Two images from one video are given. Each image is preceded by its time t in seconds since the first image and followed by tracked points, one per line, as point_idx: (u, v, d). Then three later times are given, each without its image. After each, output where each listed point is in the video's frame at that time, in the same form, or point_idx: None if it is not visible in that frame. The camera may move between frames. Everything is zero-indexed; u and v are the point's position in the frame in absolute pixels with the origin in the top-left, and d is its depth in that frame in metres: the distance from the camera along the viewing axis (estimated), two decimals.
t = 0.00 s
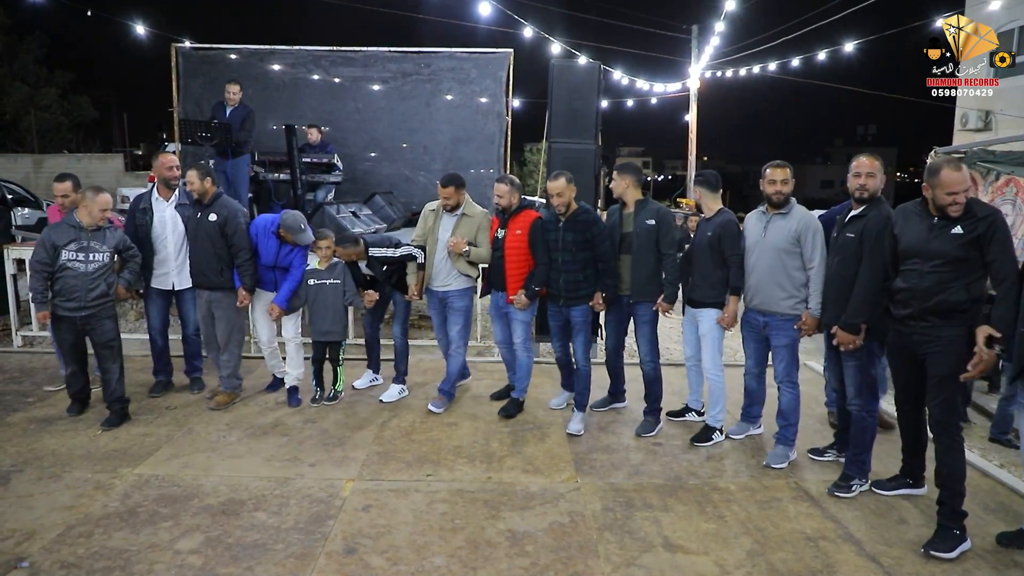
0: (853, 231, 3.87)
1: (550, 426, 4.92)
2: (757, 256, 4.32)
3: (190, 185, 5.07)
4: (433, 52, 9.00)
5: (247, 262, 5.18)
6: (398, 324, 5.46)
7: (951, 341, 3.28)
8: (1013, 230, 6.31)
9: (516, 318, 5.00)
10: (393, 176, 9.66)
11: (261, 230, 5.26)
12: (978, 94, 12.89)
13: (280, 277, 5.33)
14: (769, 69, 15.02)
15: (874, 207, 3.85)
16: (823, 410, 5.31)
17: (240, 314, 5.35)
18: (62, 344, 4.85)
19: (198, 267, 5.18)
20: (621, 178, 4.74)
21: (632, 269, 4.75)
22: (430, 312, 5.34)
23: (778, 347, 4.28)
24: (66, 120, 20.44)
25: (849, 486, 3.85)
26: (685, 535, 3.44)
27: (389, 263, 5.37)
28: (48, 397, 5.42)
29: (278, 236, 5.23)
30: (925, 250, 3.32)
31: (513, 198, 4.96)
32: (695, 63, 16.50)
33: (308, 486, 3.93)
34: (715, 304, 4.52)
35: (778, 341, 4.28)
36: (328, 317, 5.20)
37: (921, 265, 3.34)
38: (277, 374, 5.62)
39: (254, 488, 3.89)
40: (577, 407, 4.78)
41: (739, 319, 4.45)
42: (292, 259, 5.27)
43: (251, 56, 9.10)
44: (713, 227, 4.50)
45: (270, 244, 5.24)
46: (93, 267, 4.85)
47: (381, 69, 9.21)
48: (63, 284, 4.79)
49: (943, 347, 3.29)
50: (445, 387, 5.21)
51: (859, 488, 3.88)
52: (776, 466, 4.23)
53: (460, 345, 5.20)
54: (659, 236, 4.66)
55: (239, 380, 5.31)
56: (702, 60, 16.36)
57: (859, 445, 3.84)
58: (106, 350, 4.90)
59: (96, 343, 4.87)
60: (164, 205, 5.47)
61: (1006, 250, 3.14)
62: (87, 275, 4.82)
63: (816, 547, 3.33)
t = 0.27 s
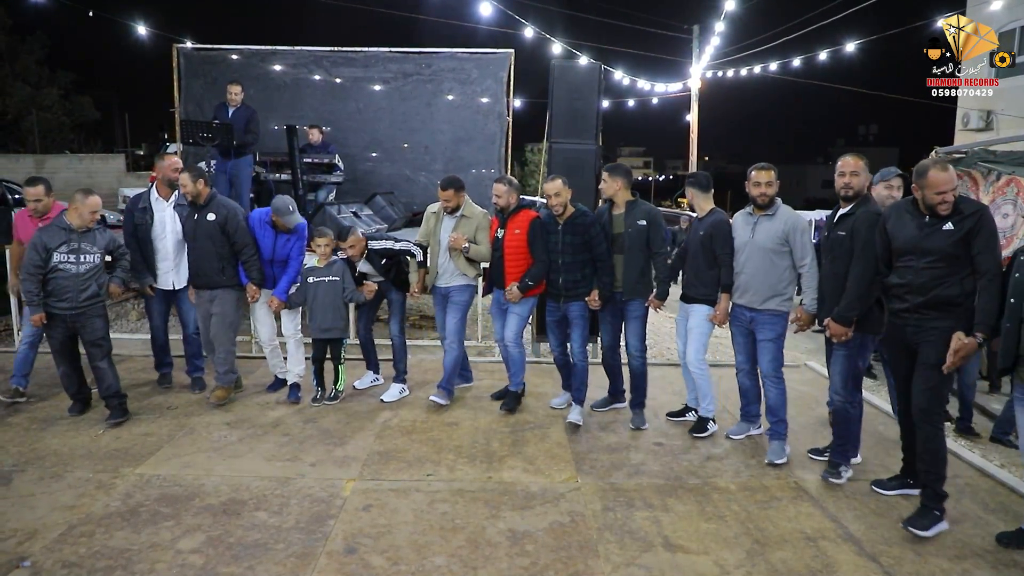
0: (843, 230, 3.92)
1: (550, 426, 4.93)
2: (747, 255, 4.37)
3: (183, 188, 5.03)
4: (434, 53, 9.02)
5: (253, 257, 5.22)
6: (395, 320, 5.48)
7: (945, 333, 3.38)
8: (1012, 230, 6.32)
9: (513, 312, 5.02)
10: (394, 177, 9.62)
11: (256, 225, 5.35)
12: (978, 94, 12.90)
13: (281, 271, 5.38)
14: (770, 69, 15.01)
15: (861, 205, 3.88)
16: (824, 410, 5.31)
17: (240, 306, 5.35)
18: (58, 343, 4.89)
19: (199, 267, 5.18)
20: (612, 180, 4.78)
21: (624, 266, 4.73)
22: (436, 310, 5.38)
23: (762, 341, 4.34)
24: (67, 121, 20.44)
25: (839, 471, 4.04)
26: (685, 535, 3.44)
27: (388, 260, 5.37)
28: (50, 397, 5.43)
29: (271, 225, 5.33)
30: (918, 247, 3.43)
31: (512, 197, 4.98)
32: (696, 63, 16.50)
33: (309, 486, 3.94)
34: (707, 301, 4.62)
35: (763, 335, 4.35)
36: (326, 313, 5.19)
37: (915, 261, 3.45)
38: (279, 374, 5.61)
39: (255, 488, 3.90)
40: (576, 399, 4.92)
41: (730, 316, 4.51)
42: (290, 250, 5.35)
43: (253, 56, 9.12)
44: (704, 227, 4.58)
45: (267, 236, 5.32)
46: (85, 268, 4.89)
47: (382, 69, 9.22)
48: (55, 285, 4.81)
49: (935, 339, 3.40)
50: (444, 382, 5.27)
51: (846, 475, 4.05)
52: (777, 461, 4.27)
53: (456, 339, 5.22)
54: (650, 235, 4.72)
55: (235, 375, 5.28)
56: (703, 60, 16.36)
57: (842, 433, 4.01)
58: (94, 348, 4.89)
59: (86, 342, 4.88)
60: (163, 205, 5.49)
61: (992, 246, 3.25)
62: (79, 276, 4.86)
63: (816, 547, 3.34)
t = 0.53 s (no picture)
0: (837, 229, 3.91)
1: (550, 425, 4.93)
2: (740, 252, 4.42)
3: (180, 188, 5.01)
4: (434, 52, 9.01)
5: (252, 255, 5.22)
6: (392, 317, 5.47)
7: (941, 329, 3.44)
8: (1012, 230, 6.32)
9: (512, 312, 5.04)
10: (395, 177, 9.65)
11: (254, 220, 5.38)
12: (978, 94, 12.91)
13: (282, 265, 5.39)
14: (770, 70, 15.02)
15: (855, 205, 3.86)
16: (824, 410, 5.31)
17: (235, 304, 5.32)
18: (55, 339, 4.93)
19: (193, 266, 5.15)
20: (608, 178, 4.77)
21: (621, 264, 4.75)
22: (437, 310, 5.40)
23: (755, 339, 4.39)
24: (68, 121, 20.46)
25: (821, 462, 4.15)
26: (684, 534, 3.44)
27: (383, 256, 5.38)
28: (50, 397, 5.43)
29: (269, 219, 5.37)
30: (915, 245, 3.47)
31: (511, 194, 5.01)
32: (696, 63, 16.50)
33: (309, 485, 3.94)
34: (701, 298, 4.61)
35: (755, 333, 4.38)
36: (325, 310, 5.22)
37: (912, 259, 3.49)
38: (279, 373, 5.63)
39: (255, 488, 3.90)
40: (571, 396, 4.99)
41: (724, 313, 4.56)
42: (289, 242, 5.39)
43: (253, 56, 9.13)
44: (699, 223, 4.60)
45: (266, 229, 5.36)
46: (82, 262, 4.95)
47: (383, 69, 9.23)
48: (53, 280, 4.86)
49: (930, 335, 3.46)
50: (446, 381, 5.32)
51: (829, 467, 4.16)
52: (750, 455, 4.37)
53: (459, 339, 5.27)
54: (645, 234, 4.72)
55: (230, 380, 5.27)
56: (704, 60, 16.37)
57: (829, 426, 4.08)
58: (93, 341, 5.01)
59: (86, 334, 4.99)
60: (165, 206, 5.53)
61: (987, 245, 3.32)
62: (77, 270, 4.92)
63: (815, 546, 3.34)
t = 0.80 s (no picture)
0: (830, 230, 3.94)
1: (548, 425, 4.93)
2: (732, 253, 4.41)
3: (174, 189, 5.06)
4: (435, 52, 9.02)
5: (245, 258, 5.24)
6: (384, 313, 5.43)
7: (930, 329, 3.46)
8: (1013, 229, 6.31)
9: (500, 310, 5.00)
10: (395, 176, 9.66)
11: (248, 220, 5.39)
12: (979, 94, 12.91)
13: (279, 265, 5.42)
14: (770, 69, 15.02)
15: (848, 208, 3.89)
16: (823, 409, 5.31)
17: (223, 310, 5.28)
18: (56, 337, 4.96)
19: (186, 268, 5.14)
20: (600, 178, 4.86)
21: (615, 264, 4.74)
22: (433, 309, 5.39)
23: (743, 337, 4.38)
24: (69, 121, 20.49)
25: (802, 458, 4.22)
26: (682, 534, 3.44)
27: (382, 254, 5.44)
28: (50, 396, 5.44)
29: (265, 217, 5.38)
30: (907, 244, 3.50)
31: (507, 194, 5.01)
32: (696, 63, 16.50)
33: (307, 485, 3.94)
34: (694, 296, 4.65)
35: (744, 330, 4.38)
36: (318, 307, 5.23)
37: (904, 258, 3.52)
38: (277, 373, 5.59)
39: (253, 487, 3.90)
40: (566, 395, 4.95)
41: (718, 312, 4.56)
42: (285, 242, 5.40)
43: (253, 56, 9.14)
44: (696, 223, 4.63)
45: (261, 229, 5.37)
46: (82, 261, 4.97)
47: (383, 69, 9.23)
48: (54, 280, 4.90)
49: (915, 331, 3.50)
50: (438, 380, 5.31)
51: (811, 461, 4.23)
52: (749, 451, 4.41)
53: (444, 335, 5.24)
54: (639, 232, 4.70)
55: (212, 376, 5.25)
56: (704, 60, 16.36)
57: (812, 422, 4.16)
58: (94, 341, 5.04)
59: (87, 332, 5.01)
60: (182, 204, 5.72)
61: (979, 246, 3.32)
62: (77, 270, 4.94)
63: (814, 546, 3.33)
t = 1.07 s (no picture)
0: (820, 231, 3.98)
1: (547, 425, 4.93)
2: (727, 251, 4.44)
3: (168, 188, 5.01)
4: (435, 52, 8.99)
5: (237, 262, 5.21)
6: (376, 319, 5.49)
7: (920, 328, 3.47)
8: (1013, 229, 6.30)
9: (495, 315, 5.03)
10: (394, 176, 9.63)
11: (247, 219, 5.42)
12: (978, 94, 12.91)
13: (279, 264, 5.42)
14: (770, 69, 15.01)
15: (840, 208, 3.92)
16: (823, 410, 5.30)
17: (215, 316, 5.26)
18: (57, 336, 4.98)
19: (175, 270, 5.13)
20: (600, 177, 4.88)
21: (611, 265, 4.73)
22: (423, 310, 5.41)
23: (738, 339, 4.40)
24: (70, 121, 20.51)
25: (793, 460, 4.18)
26: (680, 534, 3.44)
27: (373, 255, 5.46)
28: (49, 396, 5.44)
29: (266, 217, 5.41)
30: (899, 242, 3.51)
31: (506, 191, 4.98)
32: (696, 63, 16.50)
33: (306, 485, 3.94)
34: (689, 298, 4.63)
35: (739, 333, 4.39)
36: (311, 311, 5.23)
37: (895, 256, 3.53)
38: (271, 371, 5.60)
39: (252, 487, 3.90)
40: (559, 398, 4.98)
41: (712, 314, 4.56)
42: (284, 241, 5.42)
43: (254, 56, 9.13)
44: (691, 224, 4.62)
45: (260, 228, 5.40)
46: (85, 261, 4.96)
47: (383, 69, 9.23)
48: (58, 278, 4.92)
49: (915, 336, 3.48)
50: (433, 381, 5.30)
51: (802, 463, 4.21)
52: (726, 448, 4.48)
53: (442, 338, 5.27)
54: (637, 232, 4.68)
55: (206, 382, 5.25)
56: (704, 59, 16.36)
57: (806, 424, 4.14)
58: (96, 340, 5.05)
59: (90, 333, 5.03)
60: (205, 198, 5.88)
61: (971, 246, 3.31)
62: (79, 269, 4.94)
63: (813, 547, 3.33)
